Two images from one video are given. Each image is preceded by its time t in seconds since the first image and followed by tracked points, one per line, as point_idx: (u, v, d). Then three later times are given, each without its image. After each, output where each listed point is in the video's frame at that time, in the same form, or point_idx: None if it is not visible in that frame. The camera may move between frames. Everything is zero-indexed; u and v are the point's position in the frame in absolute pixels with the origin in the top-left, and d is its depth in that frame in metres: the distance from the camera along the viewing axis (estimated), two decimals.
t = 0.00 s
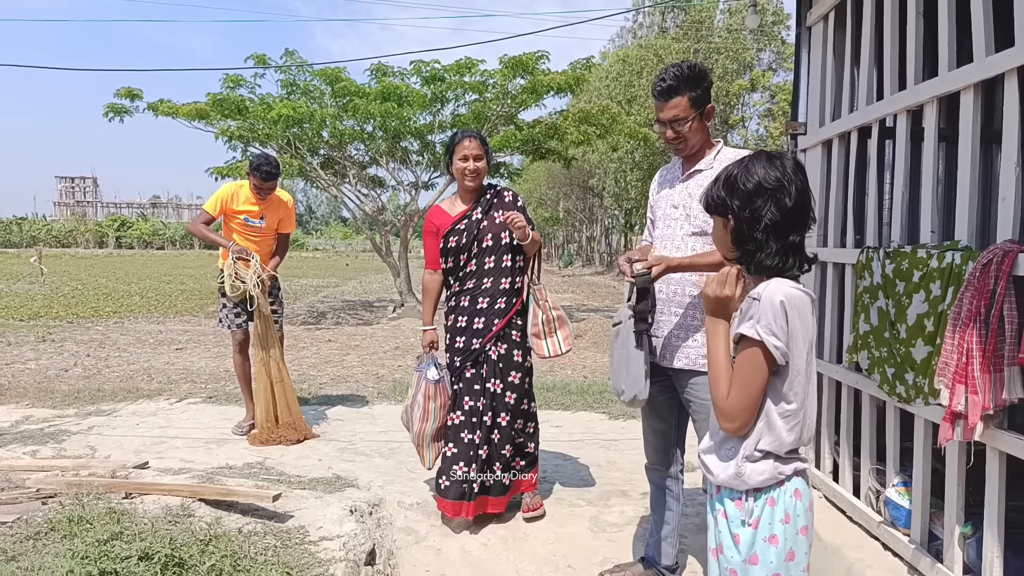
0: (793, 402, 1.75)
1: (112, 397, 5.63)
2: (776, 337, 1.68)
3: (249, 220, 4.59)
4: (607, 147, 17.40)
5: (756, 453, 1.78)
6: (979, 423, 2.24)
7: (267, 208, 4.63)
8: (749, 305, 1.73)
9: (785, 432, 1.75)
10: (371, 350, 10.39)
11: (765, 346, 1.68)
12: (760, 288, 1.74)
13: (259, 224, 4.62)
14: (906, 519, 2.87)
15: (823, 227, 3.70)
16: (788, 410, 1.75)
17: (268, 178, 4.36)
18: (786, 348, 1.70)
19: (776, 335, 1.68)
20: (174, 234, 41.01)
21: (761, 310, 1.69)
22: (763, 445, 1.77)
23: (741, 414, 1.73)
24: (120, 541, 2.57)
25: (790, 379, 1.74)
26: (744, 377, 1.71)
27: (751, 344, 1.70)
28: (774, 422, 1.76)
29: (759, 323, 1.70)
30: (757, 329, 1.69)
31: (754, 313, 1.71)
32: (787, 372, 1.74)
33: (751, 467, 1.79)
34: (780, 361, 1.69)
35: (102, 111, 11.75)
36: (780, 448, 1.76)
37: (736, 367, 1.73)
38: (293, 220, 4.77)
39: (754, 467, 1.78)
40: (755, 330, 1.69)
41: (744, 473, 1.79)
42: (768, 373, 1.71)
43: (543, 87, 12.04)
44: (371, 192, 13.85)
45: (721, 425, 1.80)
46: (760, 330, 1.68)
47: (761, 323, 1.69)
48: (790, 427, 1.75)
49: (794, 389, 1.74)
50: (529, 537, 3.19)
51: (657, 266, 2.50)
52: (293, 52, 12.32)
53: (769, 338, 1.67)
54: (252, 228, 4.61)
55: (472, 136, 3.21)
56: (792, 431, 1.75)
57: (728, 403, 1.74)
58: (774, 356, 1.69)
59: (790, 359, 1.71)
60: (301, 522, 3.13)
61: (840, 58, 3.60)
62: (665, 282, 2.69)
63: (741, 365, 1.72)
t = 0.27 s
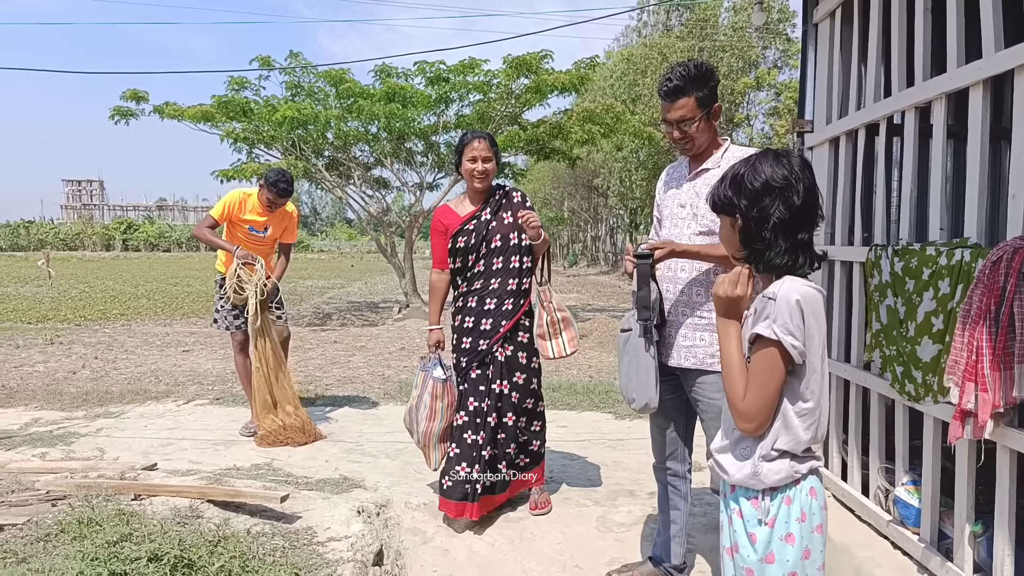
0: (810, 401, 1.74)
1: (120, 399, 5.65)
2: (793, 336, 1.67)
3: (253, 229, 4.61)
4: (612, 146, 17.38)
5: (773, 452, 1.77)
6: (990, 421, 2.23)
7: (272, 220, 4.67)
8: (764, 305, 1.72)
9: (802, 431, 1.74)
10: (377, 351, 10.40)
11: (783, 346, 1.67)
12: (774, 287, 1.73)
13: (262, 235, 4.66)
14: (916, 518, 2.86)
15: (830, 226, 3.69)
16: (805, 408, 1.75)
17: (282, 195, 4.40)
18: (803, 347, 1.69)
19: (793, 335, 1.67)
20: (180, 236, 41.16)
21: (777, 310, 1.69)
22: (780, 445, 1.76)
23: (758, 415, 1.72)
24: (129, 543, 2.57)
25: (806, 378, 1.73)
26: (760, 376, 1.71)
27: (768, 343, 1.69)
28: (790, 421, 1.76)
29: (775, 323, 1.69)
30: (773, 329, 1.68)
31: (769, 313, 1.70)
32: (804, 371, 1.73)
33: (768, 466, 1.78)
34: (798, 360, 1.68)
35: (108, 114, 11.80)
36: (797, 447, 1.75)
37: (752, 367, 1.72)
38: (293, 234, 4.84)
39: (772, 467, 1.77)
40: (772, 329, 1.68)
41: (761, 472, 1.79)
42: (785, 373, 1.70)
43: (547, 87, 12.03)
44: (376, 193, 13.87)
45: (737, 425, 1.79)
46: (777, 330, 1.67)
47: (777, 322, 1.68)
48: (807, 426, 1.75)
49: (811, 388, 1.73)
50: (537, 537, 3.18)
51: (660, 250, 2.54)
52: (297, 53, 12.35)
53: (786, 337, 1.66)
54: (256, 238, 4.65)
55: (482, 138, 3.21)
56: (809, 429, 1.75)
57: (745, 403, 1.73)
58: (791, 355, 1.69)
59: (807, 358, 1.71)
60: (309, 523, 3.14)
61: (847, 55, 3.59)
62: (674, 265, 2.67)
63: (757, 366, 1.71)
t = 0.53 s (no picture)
0: (819, 395, 1.74)
1: (124, 398, 5.66)
2: (802, 332, 1.67)
3: (253, 225, 4.62)
4: (614, 144, 17.37)
5: (784, 447, 1.77)
6: (991, 418, 2.23)
7: (271, 215, 4.69)
8: (772, 301, 1.72)
9: (812, 425, 1.75)
10: (380, 349, 10.41)
11: (793, 342, 1.67)
12: (781, 283, 1.73)
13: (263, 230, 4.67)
14: (918, 514, 2.85)
15: (832, 222, 3.68)
16: (814, 403, 1.75)
17: (278, 185, 4.40)
18: (812, 342, 1.70)
19: (803, 330, 1.67)
20: (182, 236, 41.22)
21: (786, 306, 1.69)
22: (791, 440, 1.76)
23: (770, 411, 1.71)
24: (132, 541, 2.58)
25: (815, 372, 1.74)
26: (770, 373, 1.70)
27: (777, 339, 1.68)
28: (800, 416, 1.75)
29: (784, 319, 1.69)
30: (782, 325, 1.68)
31: (778, 309, 1.70)
32: (812, 366, 1.73)
33: (778, 462, 1.78)
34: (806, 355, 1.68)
35: (110, 114, 11.81)
36: (808, 441, 1.75)
37: (762, 364, 1.71)
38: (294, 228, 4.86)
39: (783, 462, 1.77)
40: (780, 325, 1.68)
41: (772, 468, 1.78)
42: (795, 368, 1.70)
43: (550, 85, 12.02)
44: (378, 192, 13.87)
45: (748, 422, 1.77)
46: (786, 325, 1.67)
47: (787, 318, 1.68)
48: (817, 419, 1.75)
49: (821, 382, 1.74)
50: (540, 534, 3.18)
51: (658, 236, 2.50)
52: (299, 52, 12.35)
53: (795, 332, 1.66)
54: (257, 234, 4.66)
55: (492, 135, 3.18)
56: (818, 422, 1.75)
57: (755, 400, 1.72)
58: (799, 350, 1.69)
59: (816, 353, 1.71)
60: (312, 521, 3.14)
61: (850, 51, 3.57)
62: (677, 259, 2.68)
63: (767, 363, 1.70)
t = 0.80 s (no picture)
0: (818, 391, 1.75)
1: (119, 394, 5.64)
2: (801, 329, 1.67)
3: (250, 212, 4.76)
4: (613, 142, 17.37)
5: (784, 443, 1.77)
6: (984, 416, 2.23)
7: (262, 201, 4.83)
8: (771, 299, 1.72)
9: (811, 420, 1.75)
10: (377, 346, 10.41)
11: (791, 339, 1.67)
12: (780, 281, 1.73)
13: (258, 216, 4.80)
14: (912, 511, 2.86)
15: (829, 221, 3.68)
16: (813, 399, 1.75)
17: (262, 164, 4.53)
18: (810, 339, 1.70)
19: (801, 327, 1.67)
20: (179, 231, 41.16)
21: (784, 303, 1.69)
22: (791, 435, 1.76)
23: (769, 407, 1.71)
24: (126, 537, 2.58)
25: (813, 368, 1.74)
26: (769, 369, 1.70)
27: (776, 336, 1.69)
28: (799, 411, 1.75)
29: (783, 316, 1.69)
30: (781, 322, 1.68)
31: (777, 306, 1.70)
32: (810, 362, 1.74)
33: (778, 457, 1.78)
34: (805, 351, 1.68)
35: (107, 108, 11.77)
36: (807, 436, 1.75)
37: (761, 360, 1.71)
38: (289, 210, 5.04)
39: (783, 457, 1.77)
40: (779, 322, 1.68)
41: (772, 464, 1.77)
42: (793, 365, 1.70)
43: (549, 83, 12.01)
44: (377, 189, 13.86)
45: (747, 418, 1.78)
46: (785, 323, 1.67)
47: (785, 315, 1.68)
48: (816, 415, 1.76)
49: (819, 378, 1.74)
50: (537, 531, 3.19)
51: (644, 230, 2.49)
52: (298, 48, 12.33)
53: (794, 330, 1.66)
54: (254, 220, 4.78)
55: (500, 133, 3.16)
56: (817, 417, 1.75)
57: (755, 396, 1.72)
58: (798, 347, 1.69)
59: (814, 349, 1.71)
60: (308, 518, 3.14)
61: (847, 51, 3.58)
62: (675, 255, 2.69)
63: (767, 359, 1.70)
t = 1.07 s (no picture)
0: (812, 386, 1.75)
1: (114, 399, 5.63)
2: (797, 326, 1.68)
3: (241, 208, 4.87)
4: (609, 141, 17.40)
5: (777, 436, 1.77)
6: (977, 410, 2.24)
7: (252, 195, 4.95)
8: (769, 296, 1.72)
9: (803, 415, 1.75)
10: (374, 347, 10.41)
11: (787, 335, 1.68)
12: (780, 278, 1.74)
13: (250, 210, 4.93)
14: (906, 505, 2.86)
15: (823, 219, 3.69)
16: (807, 394, 1.76)
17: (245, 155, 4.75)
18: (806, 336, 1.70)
19: (797, 324, 1.68)
20: (174, 234, 41.05)
21: (782, 300, 1.69)
22: (784, 429, 1.76)
23: (761, 399, 1.73)
24: (121, 543, 2.57)
25: (807, 365, 1.75)
26: (763, 363, 1.71)
27: (772, 332, 1.69)
28: (793, 406, 1.76)
29: (780, 312, 1.69)
30: (777, 318, 1.68)
31: (775, 302, 1.71)
32: (804, 359, 1.74)
33: (772, 450, 1.78)
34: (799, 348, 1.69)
35: (99, 111, 11.73)
36: (800, 430, 1.76)
37: (755, 353, 1.73)
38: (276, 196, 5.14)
39: (777, 450, 1.77)
40: (776, 319, 1.68)
41: (766, 456, 1.78)
42: (788, 360, 1.71)
43: (544, 82, 12.01)
44: (372, 189, 13.85)
45: (740, 409, 1.79)
46: (781, 320, 1.68)
47: (782, 312, 1.68)
48: (809, 409, 1.76)
49: (814, 373, 1.75)
50: (534, 530, 3.19)
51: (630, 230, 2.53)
52: (291, 49, 12.30)
53: (790, 326, 1.67)
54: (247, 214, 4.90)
55: (499, 131, 3.16)
56: (811, 412, 1.76)
57: (748, 388, 1.73)
58: (792, 344, 1.69)
59: (809, 346, 1.72)
60: (305, 520, 3.13)
61: (838, 47, 3.59)
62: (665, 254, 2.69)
63: (761, 354, 1.71)
